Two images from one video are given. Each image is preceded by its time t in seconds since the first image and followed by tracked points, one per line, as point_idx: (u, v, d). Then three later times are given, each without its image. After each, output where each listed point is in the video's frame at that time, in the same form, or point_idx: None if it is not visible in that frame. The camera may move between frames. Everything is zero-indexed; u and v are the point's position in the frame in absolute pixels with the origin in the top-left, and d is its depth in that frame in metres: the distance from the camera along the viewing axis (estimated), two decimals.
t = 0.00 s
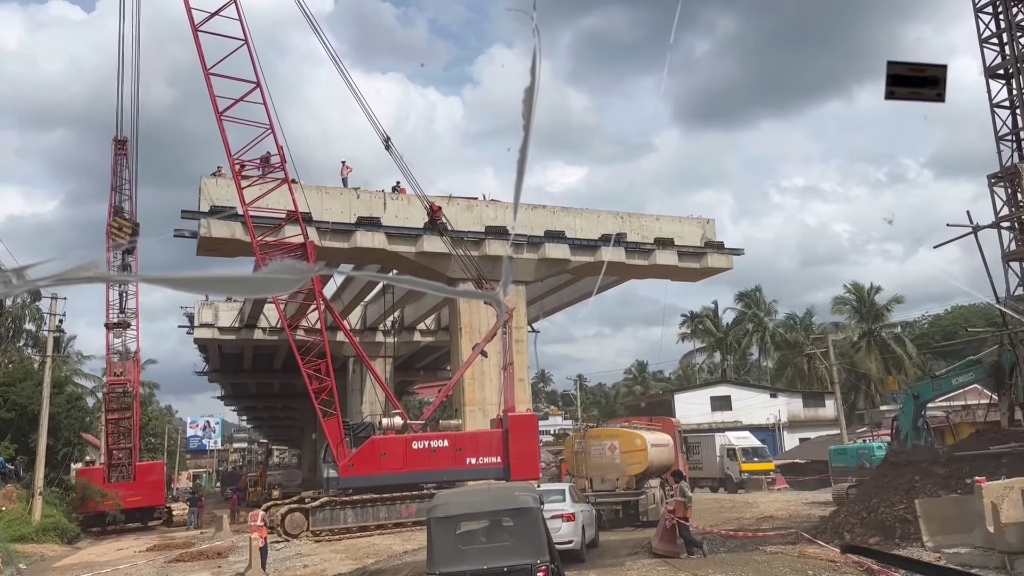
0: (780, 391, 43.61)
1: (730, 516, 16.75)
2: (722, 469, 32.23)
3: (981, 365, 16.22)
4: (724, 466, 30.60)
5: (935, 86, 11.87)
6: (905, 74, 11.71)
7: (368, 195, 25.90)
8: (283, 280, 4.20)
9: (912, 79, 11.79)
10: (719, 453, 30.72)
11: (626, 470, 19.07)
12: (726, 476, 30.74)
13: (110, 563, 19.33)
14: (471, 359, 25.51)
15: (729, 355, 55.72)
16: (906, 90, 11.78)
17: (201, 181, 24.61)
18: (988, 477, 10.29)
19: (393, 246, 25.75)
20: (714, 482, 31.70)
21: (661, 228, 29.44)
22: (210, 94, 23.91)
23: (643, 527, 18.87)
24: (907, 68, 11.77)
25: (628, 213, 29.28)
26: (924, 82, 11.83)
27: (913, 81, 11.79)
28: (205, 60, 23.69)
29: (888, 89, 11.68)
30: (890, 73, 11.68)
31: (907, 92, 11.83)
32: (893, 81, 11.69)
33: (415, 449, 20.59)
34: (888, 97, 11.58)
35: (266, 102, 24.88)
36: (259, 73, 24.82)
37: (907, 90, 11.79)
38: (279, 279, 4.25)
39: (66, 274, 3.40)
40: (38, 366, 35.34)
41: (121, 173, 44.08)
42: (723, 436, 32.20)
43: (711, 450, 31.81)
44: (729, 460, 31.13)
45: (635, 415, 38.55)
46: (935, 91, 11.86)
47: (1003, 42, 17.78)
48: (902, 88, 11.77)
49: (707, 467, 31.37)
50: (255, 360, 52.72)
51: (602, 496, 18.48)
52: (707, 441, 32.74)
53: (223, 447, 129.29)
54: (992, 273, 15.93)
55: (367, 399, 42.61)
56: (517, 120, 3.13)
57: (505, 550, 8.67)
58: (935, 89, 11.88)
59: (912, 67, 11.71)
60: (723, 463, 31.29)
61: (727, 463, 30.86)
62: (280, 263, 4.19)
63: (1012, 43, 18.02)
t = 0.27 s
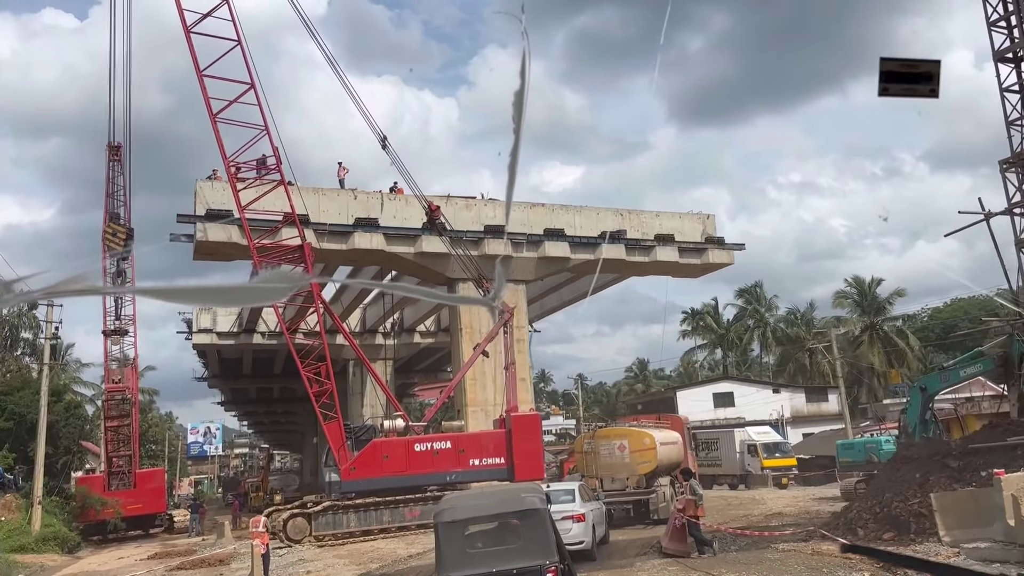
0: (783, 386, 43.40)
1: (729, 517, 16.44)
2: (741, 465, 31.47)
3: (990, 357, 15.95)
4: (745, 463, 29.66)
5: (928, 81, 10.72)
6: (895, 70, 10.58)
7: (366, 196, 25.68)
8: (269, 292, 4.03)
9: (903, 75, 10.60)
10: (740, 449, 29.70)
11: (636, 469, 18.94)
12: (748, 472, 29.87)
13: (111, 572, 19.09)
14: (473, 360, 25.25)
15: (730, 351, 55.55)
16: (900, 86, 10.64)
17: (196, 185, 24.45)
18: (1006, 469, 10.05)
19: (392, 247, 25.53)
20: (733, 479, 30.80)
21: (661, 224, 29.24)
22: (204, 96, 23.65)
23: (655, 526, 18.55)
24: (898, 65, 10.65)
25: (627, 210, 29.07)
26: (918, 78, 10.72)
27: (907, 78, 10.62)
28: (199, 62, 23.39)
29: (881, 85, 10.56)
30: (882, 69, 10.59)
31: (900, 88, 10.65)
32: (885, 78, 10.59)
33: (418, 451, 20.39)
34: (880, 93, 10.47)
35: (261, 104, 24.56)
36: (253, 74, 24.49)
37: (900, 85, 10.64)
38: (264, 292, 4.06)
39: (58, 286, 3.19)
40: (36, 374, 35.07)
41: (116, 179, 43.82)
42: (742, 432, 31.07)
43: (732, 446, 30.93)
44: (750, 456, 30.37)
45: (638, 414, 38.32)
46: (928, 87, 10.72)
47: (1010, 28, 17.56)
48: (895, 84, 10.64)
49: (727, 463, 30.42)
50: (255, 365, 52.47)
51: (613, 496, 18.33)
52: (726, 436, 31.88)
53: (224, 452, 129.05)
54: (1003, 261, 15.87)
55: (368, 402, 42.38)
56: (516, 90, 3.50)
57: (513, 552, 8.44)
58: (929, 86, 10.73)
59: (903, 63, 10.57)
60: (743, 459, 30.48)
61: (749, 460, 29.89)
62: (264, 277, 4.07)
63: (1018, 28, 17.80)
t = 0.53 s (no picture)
0: (784, 381, 43.23)
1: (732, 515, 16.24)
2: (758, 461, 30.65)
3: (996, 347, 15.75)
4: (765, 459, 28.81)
5: (890, 72, 10.63)
6: (857, 60, 10.51)
7: (360, 196, 25.42)
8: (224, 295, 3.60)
9: (863, 65, 10.54)
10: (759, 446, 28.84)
11: (642, 466, 18.84)
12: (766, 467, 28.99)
13: None
14: (472, 359, 25.02)
15: (729, 347, 55.39)
16: (860, 78, 10.54)
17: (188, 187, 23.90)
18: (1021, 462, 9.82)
19: (388, 247, 25.27)
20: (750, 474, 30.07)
21: (659, 220, 29.02)
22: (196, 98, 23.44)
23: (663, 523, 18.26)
24: (860, 56, 10.58)
25: (625, 205, 28.85)
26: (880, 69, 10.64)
27: (868, 68, 10.56)
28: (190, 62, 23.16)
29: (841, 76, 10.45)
30: (842, 61, 10.50)
31: (862, 80, 10.57)
32: (845, 69, 10.48)
33: (418, 453, 20.15)
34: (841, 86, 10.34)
35: (252, 104, 24.48)
36: (244, 74, 24.36)
37: (862, 78, 10.55)
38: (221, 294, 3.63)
39: None
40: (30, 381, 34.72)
41: (109, 183, 43.56)
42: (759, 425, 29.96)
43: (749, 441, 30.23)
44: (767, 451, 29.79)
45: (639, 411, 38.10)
46: (890, 79, 10.59)
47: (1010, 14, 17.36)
48: (856, 76, 10.53)
49: (746, 458, 29.59)
50: (252, 368, 52.19)
51: (620, 494, 18.12)
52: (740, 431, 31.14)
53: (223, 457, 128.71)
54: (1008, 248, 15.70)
55: (366, 404, 42.07)
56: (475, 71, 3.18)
57: (522, 555, 8.54)
58: (891, 77, 10.62)
59: (865, 54, 10.52)
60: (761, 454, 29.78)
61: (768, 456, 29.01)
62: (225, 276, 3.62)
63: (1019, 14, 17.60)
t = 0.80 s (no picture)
0: (783, 376, 43.10)
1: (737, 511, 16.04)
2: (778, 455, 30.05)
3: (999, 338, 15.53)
4: (784, 453, 28.14)
5: (862, 53, 10.14)
6: (829, 42, 10.04)
7: (356, 195, 25.19)
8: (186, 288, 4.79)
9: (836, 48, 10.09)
10: (776, 440, 28.32)
11: (648, 463, 18.83)
12: (785, 462, 28.29)
13: None
14: (470, 358, 24.82)
15: (728, 343, 55.30)
16: (833, 58, 10.07)
17: (181, 188, 23.89)
18: None
19: (384, 246, 24.99)
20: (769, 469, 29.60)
21: (656, 215, 28.81)
22: (187, 96, 23.21)
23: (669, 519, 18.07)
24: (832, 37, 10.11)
25: (622, 201, 28.64)
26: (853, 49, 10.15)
27: (840, 49, 10.09)
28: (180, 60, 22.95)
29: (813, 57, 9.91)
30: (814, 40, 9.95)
31: (836, 61, 10.12)
32: (817, 49, 9.93)
33: (417, 453, 19.93)
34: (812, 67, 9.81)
35: (244, 101, 24.23)
36: (236, 71, 24.14)
37: (835, 57, 10.09)
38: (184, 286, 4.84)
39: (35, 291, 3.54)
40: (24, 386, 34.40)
41: (102, 186, 43.22)
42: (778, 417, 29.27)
43: (768, 436, 29.52)
44: (787, 445, 29.17)
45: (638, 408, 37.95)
46: (863, 59, 10.12)
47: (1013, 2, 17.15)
48: (828, 56, 10.04)
49: (764, 453, 28.98)
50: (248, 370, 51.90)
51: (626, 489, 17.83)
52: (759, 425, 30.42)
53: (221, 460, 128.34)
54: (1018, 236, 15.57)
55: (364, 405, 41.84)
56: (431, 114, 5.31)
57: (530, 555, 8.44)
58: (864, 57, 10.12)
59: (837, 34, 10.02)
60: (780, 449, 29.10)
61: (787, 450, 28.46)
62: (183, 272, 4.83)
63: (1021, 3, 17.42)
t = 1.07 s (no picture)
0: (782, 373, 42.99)
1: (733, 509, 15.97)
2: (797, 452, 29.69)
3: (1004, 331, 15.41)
4: (805, 449, 27.85)
5: (842, 34, 8.24)
6: (808, 25, 8.31)
7: (352, 192, 24.87)
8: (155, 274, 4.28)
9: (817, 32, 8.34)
10: (796, 434, 28.14)
11: (656, 459, 18.57)
12: (805, 458, 28.04)
13: None
14: (468, 357, 24.64)
15: (726, 340, 55.23)
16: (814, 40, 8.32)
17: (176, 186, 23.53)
18: None
19: (380, 244, 24.78)
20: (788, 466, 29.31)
21: (655, 212, 28.61)
22: (180, 93, 22.78)
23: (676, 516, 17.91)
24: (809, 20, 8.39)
25: (621, 198, 28.46)
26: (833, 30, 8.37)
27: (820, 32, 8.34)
28: (173, 57, 22.46)
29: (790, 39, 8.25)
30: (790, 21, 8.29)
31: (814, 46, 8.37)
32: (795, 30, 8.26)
33: (416, 452, 19.73)
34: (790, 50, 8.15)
35: (238, 100, 23.85)
36: (230, 68, 23.58)
37: (814, 41, 8.31)
38: (153, 273, 4.32)
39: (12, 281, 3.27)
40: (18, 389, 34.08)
41: (96, 187, 42.87)
42: (797, 413, 29.15)
43: (786, 430, 29.43)
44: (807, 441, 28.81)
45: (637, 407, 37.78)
46: (844, 42, 8.21)
47: None
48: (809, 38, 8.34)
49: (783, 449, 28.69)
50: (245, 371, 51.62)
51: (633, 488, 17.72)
52: (776, 420, 30.34)
53: (218, 462, 127.89)
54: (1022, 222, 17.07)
55: (361, 405, 41.62)
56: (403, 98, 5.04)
57: (534, 550, 8.94)
58: (845, 41, 8.21)
59: (816, 16, 8.32)
60: (800, 444, 28.83)
61: (807, 445, 28.19)
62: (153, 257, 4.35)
63: None
